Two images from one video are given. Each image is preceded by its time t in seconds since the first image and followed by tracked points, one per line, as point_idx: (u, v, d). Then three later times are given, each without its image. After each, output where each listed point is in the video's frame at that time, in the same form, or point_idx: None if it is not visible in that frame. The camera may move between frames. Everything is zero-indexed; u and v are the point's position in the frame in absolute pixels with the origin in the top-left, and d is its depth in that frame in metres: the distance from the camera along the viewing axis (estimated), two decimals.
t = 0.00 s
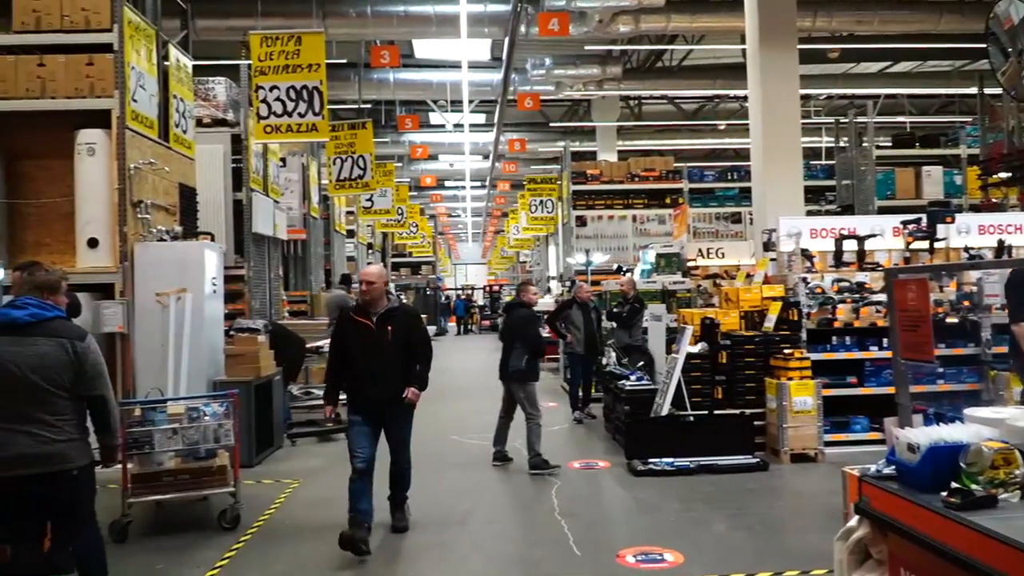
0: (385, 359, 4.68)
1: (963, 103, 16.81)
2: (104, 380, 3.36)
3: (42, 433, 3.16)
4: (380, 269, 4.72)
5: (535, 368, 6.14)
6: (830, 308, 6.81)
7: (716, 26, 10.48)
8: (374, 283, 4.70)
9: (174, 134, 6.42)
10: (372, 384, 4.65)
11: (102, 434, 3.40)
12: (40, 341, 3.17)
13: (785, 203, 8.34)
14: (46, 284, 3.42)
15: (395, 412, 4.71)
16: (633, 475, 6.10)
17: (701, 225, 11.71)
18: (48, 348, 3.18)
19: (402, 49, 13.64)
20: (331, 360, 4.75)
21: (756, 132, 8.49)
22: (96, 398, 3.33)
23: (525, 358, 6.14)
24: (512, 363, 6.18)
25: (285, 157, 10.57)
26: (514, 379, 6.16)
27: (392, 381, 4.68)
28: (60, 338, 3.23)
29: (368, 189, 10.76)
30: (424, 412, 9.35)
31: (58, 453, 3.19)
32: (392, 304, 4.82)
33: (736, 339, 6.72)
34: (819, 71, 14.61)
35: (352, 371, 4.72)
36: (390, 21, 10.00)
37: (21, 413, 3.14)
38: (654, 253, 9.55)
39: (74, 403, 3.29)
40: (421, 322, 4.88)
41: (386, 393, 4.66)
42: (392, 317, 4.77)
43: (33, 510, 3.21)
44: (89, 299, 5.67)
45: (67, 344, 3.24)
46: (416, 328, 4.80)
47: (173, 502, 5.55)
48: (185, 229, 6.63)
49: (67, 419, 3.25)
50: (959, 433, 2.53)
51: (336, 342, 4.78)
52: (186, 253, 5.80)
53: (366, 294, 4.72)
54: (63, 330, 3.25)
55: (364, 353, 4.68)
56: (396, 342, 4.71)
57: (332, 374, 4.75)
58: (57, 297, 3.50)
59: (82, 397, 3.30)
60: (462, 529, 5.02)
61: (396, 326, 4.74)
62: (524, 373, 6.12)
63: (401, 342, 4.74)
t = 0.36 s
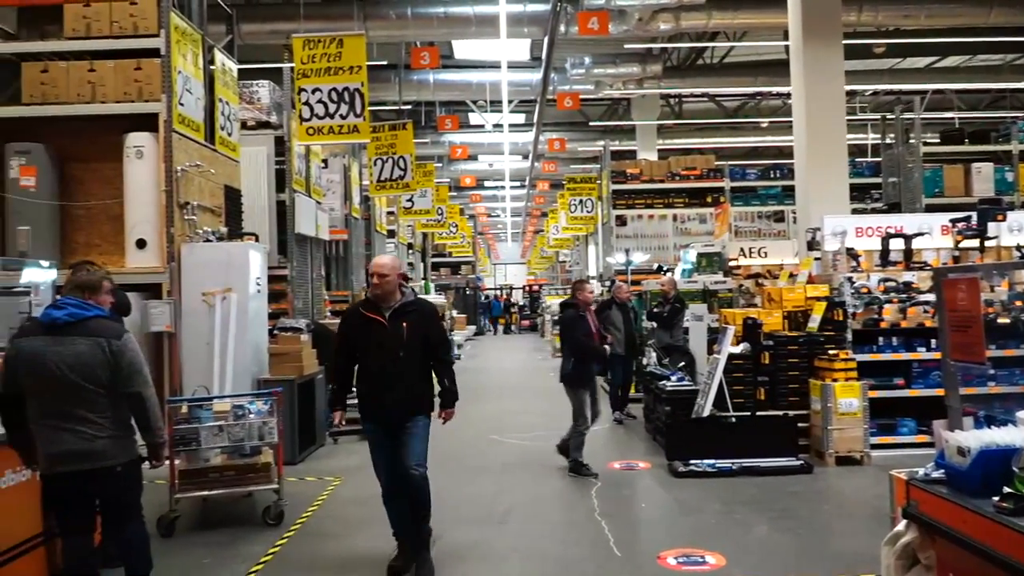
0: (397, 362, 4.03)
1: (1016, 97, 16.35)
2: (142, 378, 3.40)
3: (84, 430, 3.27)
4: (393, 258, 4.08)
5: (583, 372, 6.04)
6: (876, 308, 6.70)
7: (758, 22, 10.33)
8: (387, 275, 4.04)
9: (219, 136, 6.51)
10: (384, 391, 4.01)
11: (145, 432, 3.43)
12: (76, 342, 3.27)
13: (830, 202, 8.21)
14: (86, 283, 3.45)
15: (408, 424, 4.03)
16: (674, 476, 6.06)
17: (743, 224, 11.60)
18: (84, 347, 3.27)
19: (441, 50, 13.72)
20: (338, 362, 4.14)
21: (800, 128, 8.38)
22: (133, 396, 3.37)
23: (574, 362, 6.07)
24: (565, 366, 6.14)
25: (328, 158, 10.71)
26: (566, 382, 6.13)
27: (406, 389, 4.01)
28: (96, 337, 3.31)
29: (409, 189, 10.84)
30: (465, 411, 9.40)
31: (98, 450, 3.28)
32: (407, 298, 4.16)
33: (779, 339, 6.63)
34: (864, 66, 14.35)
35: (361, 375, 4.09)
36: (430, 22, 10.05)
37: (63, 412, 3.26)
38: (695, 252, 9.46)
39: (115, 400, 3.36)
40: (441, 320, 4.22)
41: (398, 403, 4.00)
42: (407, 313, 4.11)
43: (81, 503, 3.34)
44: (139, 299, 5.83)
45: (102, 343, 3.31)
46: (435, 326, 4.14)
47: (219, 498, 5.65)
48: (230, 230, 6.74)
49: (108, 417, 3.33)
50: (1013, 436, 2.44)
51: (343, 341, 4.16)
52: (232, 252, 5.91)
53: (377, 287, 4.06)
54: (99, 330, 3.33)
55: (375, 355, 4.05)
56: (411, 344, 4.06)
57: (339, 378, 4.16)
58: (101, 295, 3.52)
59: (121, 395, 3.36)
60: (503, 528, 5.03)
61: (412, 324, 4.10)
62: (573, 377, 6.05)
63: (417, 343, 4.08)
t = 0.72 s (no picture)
0: (405, 381, 3.40)
1: None
2: (191, 375, 3.47)
3: (133, 426, 3.35)
4: (403, 257, 3.44)
5: (636, 377, 5.98)
6: (923, 308, 6.56)
7: (801, 18, 10.17)
8: (396, 277, 3.40)
9: (263, 138, 6.65)
10: (387, 413, 3.39)
11: (193, 427, 3.50)
12: (127, 339, 3.36)
13: (876, 200, 8.05)
14: (137, 283, 3.53)
15: (409, 454, 3.41)
16: (716, 477, 6.01)
17: (786, 222, 11.46)
18: (134, 345, 3.36)
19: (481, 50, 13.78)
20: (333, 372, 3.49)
21: (844, 125, 8.24)
22: (182, 392, 3.45)
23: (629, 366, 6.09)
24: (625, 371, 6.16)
25: (369, 159, 10.84)
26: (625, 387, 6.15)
27: (412, 414, 3.39)
28: (146, 335, 3.40)
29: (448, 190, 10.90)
30: (505, 411, 9.44)
31: (147, 445, 3.36)
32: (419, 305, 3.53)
33: (823, 339, 6.53)
34: (912, 61, 14.07)
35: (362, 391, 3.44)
36: (469, 23, 10.09)
37: (113, 408, 3.35)
38: (738, 251, 9.60)
39: (165, 397, 3.44)
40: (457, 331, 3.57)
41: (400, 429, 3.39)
42: (417, 324, 3.46)
43: (129, 498, 3.41)
44: (186, 299, 5.96)
45: (152, 341, 3.40)
46: (449, 340, 3.50)
47: (263, 494, 5.75)
48: (273, 231, 6.84)
49: (156, 413, 3.41)
50: None
51: (343, 349, 3.49)
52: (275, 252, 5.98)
53: (384, 290, 3.42)
54: (148, 327, 3.42)
55: (380, 371, 3.41)
56: (419, 360, 3.43)
57: (337, 390, 3.45)
58: (151, 295, 3.61)
59: (171, 392, 3.44)
60: (543, 528, 5.04)
61: (421, 335, 3.45)
62: (626, 382, 6.07)
63: (426, 358, 3.45)
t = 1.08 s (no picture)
0: (369, 402, 2.87)
1: None
2: (239, 372, 3.55)
3: (183, 422, 3.41)
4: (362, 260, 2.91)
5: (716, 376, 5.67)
6: (974, 308, 6.35)
7: (845, 13, 9.98)
8: (355, 283, 2.89)
9: (306, 141, 6.77)
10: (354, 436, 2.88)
11: (239, 423, 3.57)
12: (178, 336, 3.44)
13: (925, 197, 7.88)
14: (184, 282, 3.61)
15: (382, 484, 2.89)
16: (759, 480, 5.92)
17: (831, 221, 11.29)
18: (185, 342, 3.44)
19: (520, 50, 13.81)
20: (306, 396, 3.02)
21: (892, 120, 8.08)
22: (230, 389, 3.53)
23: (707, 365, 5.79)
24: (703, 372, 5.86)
25: (409, 160, 10.94)
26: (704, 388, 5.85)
27: (377, 434, 2.87)
28: (196, 332, 3.48)
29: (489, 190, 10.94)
30: (546, 411, 9.45)
31: (197, 440, 3.42)
32: (385, 311, 2.97)
33: (870, 340, 6.41)
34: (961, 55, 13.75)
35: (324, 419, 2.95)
36: (509, 23, 10.10)
37: (163, 404, 3.41)
38: (780, 251, 9.20)
39: (213, 393, 3.52)
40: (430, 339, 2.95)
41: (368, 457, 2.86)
42: (381, 334, 2.92)
43: (179, 494, 3.47)
44: (231, 298, 6.06)
45: (202, 338, 3.48)
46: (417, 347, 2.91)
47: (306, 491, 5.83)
48: (317, 231, 6.93)
49: (206, 409, 3.47)
50: None
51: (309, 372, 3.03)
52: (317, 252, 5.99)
53: (344, 299, 2.91)
54: (198, 325, 3.50)
55: (346, 391, 2.90)
56: (384, 377, 2.87)
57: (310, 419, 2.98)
58: (197, 293, 3.68)
59: (220, 388, 3.52)
60: (584, 528, 5.03)
61: (386, 347, 2.90)
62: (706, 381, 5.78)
63: (392, 373, 2.88)
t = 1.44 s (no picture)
0: (311, 416, 2.52)
1: None
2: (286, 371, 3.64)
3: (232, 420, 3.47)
4: (305, 247, 2.60)
5: (802, 382, 5.30)
6: None
7: (892, 6, 9.77)
8: (292, 271, 2.57)
9: (348, 142, 6.86)
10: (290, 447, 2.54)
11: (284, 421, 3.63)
12: (229, 335, 3.52)
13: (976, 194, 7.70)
14: (232, 282, 3.68)
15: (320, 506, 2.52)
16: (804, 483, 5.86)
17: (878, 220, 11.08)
18: (235, 341, 3.52)
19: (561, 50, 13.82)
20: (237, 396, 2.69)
21: (941, 115, 7.90)
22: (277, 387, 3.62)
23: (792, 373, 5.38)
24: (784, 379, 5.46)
25: (450, 160, 11.00)
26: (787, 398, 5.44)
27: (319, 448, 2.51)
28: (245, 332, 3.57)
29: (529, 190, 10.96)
30: (587, 411, 9.44)
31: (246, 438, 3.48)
32: (329, 307, 2.62)
33: (919, 341, 6.27)
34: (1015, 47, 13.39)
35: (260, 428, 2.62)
36: (549, 23, 10.09)
37: (212, 402, 3.48)
38: (825, 251, 9.03)
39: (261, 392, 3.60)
40: (383, 342, 2.62)
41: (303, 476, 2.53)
42: (321, 334, 2.57)
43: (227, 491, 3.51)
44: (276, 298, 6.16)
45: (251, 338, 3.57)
46: (364, 347, 2.56)
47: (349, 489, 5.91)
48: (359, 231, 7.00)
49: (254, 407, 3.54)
50: None
51: (239, 376, 2.69)
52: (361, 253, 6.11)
53: (282, 290, 2.59)
54: (247, 325, 3.59)
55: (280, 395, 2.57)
56: (323, 379, 2.53)
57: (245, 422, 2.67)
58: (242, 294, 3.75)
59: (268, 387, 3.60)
60: (626, 529, 5.02)
61: (328, 348, 2.55)
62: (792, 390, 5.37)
63: (333, 376, 2.53)
